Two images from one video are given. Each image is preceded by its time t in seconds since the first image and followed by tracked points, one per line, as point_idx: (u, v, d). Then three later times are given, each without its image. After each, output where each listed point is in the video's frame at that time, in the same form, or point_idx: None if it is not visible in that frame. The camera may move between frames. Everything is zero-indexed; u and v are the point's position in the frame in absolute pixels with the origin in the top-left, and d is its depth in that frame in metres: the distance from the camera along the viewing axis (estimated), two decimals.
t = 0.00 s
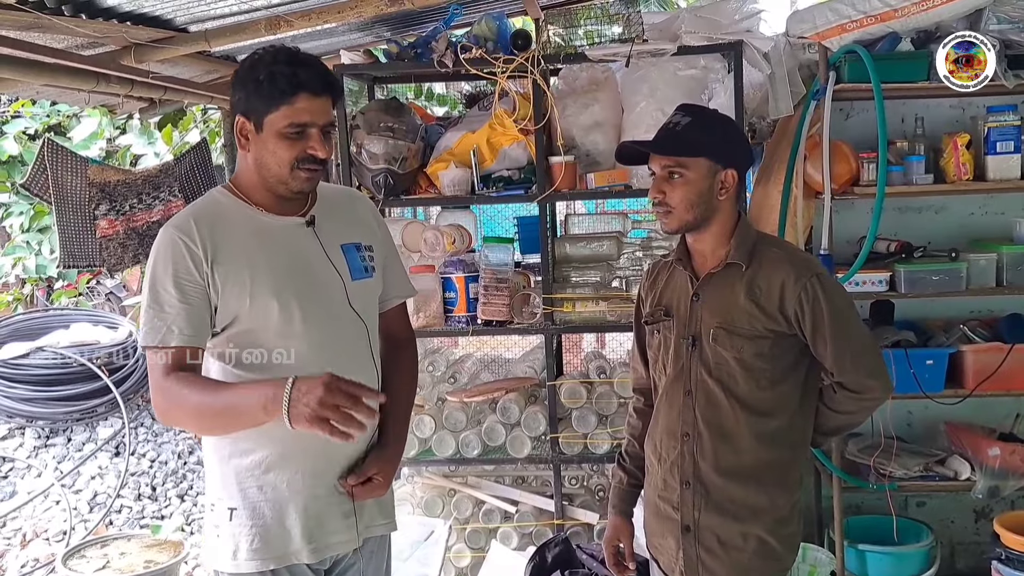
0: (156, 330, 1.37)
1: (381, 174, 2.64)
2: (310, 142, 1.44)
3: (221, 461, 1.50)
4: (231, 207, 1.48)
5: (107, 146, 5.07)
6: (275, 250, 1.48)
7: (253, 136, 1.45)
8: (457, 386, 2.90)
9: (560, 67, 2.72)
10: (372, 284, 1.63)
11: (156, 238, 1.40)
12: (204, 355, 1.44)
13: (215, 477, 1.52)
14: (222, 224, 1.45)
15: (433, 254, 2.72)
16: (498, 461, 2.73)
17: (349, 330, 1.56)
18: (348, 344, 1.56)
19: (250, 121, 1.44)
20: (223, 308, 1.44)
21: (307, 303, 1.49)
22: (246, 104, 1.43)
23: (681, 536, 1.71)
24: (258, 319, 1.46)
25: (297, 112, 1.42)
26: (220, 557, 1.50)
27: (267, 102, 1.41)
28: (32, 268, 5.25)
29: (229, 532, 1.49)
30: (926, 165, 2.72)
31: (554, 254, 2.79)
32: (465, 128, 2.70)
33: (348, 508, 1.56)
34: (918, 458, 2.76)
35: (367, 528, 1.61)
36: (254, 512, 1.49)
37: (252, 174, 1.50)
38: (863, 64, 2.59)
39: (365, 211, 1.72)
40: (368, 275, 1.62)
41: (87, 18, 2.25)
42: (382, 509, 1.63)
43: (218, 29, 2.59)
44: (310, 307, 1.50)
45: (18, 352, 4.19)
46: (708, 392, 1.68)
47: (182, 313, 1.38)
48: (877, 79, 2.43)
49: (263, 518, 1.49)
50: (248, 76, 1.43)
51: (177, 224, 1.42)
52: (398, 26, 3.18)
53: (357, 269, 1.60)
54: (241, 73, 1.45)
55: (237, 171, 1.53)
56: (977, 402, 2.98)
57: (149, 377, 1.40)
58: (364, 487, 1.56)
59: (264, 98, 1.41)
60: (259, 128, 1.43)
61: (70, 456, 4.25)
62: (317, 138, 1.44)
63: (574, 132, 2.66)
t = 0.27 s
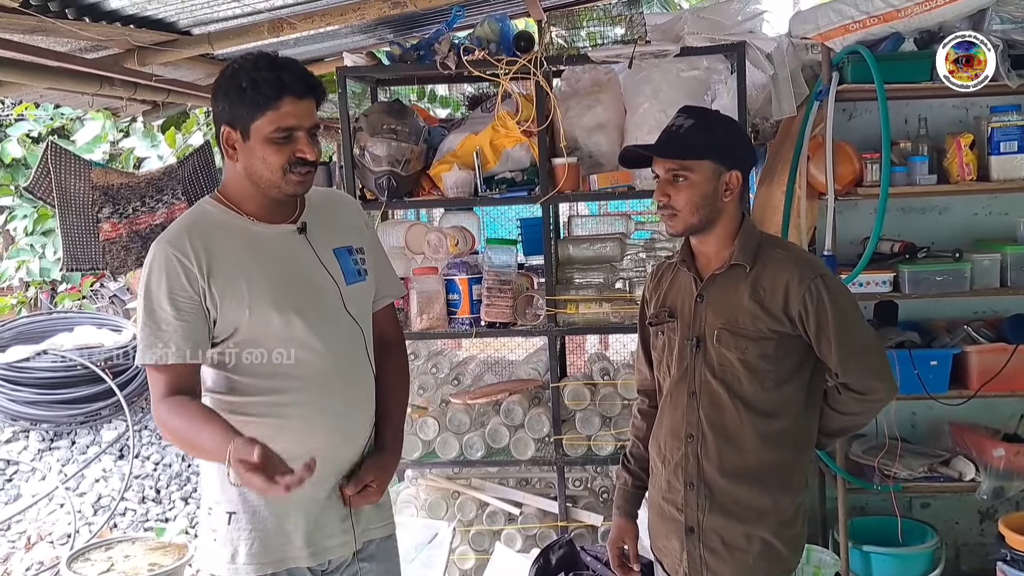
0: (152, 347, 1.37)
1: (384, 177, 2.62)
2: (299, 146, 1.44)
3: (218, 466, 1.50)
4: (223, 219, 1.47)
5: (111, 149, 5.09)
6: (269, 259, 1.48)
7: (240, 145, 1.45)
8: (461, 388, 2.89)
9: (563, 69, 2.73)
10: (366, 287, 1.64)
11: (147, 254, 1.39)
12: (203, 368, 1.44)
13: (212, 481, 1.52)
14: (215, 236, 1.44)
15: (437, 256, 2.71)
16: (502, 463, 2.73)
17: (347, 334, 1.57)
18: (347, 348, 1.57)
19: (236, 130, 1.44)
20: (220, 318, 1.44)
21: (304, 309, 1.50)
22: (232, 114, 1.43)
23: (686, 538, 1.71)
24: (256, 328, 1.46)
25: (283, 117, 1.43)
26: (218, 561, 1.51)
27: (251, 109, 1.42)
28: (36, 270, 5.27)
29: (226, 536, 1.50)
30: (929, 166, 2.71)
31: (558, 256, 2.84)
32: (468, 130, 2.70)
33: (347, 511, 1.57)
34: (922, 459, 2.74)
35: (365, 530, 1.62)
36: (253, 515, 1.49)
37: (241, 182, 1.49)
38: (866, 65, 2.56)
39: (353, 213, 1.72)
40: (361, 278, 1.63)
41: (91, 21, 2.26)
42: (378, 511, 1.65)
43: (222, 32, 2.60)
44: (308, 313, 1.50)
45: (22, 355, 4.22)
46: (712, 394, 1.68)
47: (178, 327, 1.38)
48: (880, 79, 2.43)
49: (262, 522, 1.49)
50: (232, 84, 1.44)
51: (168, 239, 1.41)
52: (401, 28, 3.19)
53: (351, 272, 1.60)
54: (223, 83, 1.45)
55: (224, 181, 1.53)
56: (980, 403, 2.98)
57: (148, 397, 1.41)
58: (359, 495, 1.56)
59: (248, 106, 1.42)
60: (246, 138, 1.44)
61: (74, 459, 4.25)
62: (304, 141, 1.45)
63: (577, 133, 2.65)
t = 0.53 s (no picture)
0: (151, 350, 1.38)
1: (385, 177, 2.62)
2: (300, 149, 1.44)
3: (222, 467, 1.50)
4: (223, 221, 1.47)
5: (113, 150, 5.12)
6: (269, 262, 1.48)
7: (242, 146, 1.45)
8: (462, 388, 2.89)
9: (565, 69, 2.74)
10: (367, 289, 1.64)
11: (146, 257, 1.39)
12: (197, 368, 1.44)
13: (213, 484, 1.52)
14: (214, 239, 1.44)
15: (438, 256, 2.71)
16: (504, 463, 2.73)
17: (349, 335, 1.57)
18: (348, 349, 1.57)
19: (237, 131, 1.44)
20: (221, 321, 1.44)
21: (305, 311, 1.50)
22: (232, 116, 1.44)
23: (687, 537, 1.71)
24: (258, 329, 1.46)
25: (284, 119, 1.42)
26: (220, 563, 1.51)
27: (252, 112, 1.42)
28: (38, 271, 5.28)
29: (228, 537, 1.50)
30: (931, 165, 2.71)
31: (559, 256, 2.84)
32: (470, 130, 2.69)
33: (348, 512, 1.58)
34: (924, 460, 2.74)
35: (365, 533, 1.61)
36: (254, 518, 1.49)
37: (242, 183, 1.49)
38: (868, 65, 2.57)
39: (353, 214, 1.72)
40: (362, 280, 1.63)
41: (93, 22, 2.26)
42: (381, 512, 1.64)
43: (223, 32, 2.61)
44: (309, 315, 1.50)
45: (24, 356, 4.23)
46: (714, 393, 1.68)
47: (178, 331, 1.38)
48: (883, 79, 2.42)
49: (263, 524, 1.50)
50: (233, 85, 1.43)
51: (167, 242, 1.41)
52: (403, 28, 3.20)
53: (352, 274, 1.60)
54: (224, 83, 1.45)
55: (224, 182, 1.53)
56: (982, 403, 2.98)
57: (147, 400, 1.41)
58: (363, 493, 1.57)
59: (250, 109, 1.42)
60: (248, 139, 1.44)
61: (76, 460, 4.25)
62: (305, 143, 1.45)
63: (578, 133, 2.65)
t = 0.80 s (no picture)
0: (164, 350, 1.37)
1: (387, 179, 2.62)
2: (315, 150, 1.44)
3: (234, 467, 1.50)
4: (237, 221, 1.47)
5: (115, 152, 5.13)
6: (283, 262, 1.48)
7: (256, 147, 1.46)
8: (464, 390, 2.89)
9: (565, 70, 2.71)
10: (379, 291, 1.64)
11: (162, 255, 1.39)
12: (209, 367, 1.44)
13: (226, 482, 1.52)
14: (228, 239, 1.44)
15: (440, 258, 2.72)
16: (505, 465, 2.73)
17: (359, 337, 1.57)
18: (359, 351, 1.57)
19: (252, 132, 1.45)
20: (234, 321, 1.44)
21: (318, 312, 1.50)
22: (249, 116, 1.44)
23: (690, 539, 1.71)
24: (269, 329, 1.46)
25: (299, 121, 1.42)
26: (231, 564, 1.51)
27: (269, 112, 1.42)
28: (39, 273, 5.29)
29: (240, 539, 1.50)
30: (933, 167, 2.71)
31: (561, 258, 2.81)
32: (472, 132, 2.69)
33: (360, 515, 1.57)
34: (925, 461, 2.74)
35: (373, 536, 1.60)
36: (267, 519, 1.49)
37: (255, 185, 1.50)
38: (870, 66, 2.58)
39: (367, 216, 1.72)
40: (375, 282, 1.63)
41: (95, 24, 2.27)
42: (388, 515, 1.63)
43: (225, 34, 2.61)
44: (321, 317, 1.50)
45: (23, 358, 4.19)
46: (717, 395, 1.68)
47: (192, 330, 1.38)
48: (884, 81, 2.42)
49: (276, 525, 1.49)
50: (249, 86, 1.44)
51: (182, 240, 1.41)
52: (404, 30, 3.20)
53: (365, 276, 1.60)
54: (239, 84, 1.45)
55: (238, 182, 1.54)
56: (984, 404, 2.97)
57: (151, 398, 1.40)
58: (373, 493, 1.57)
59: (267, 109, 1.42)
60: (262, 139, 1.44)
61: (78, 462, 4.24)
62: (321, 145, 1.45)
63: (580, 135, 2.65)
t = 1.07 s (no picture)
0: (175, 348, 1.38)
1: (389, 180, 2.62)
2: (325, 148, 1.44)
3: (243, 468, 1.50)
4: (246, 221, 1.47)
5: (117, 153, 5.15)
6: (292, 262, 1.49)
7: (266, 146, 1.45)
8: (467, 390, 2.90)
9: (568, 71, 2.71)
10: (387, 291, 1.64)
11: (172, 254, 1.40)
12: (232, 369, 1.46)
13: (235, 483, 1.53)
14: (238, 238, 1.45)
15: (443, 259, 2.71)
16: (508, 466, 2.73)
17: (368, 337, 1.57)
18: (368, 351, 1.57)
19: (263, 131, 1.44)
20: (244, 320, 1.45)
21: (327, 312, 1.50)
22: (257, 115, 1.44)
23: (693, 539, 1.71)
24: (278, 329, 1.46)
25: (310, 118, 1.43)
26: (241, 565, 1.51)
27: (279, 111, 1.41)
28: (42, 274, 5.30)
29: (250, 539, 1.50)
30: (935, 167, 2.71)
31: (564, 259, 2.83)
32: (474, 132, 2.69)
33: (370, 515, 1.57)
34: (928, 461, 2.74)
35: (381, 537, 1.60)
36: (278, 520, 1.50)
37: (265, 184, 1.50)
38: (871, 66, 2.59)
39: (375, 217, 1.73)
40: (383, 282, 1.63)
41: (98, 25, 2.28)
42: (396, 516, 1.63)
43: (228, 35, 2.61)
44: (330, 316, 1.50)
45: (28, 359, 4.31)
46: (719, 394, 1.68)
47: (203, 329, 1.39)
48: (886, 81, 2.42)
49: (286, 526, 1.50)
50: (257, 85, 1.43)
51: (192, 239, 1.42)
52: (406, 31, 3.21)
53: (373, 276, 1.61)
54: (248, 84, 1.45)
55: (247, 182, 1.54)
56: (988, 404, 2.97)
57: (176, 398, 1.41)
58: (380, 500, 1.56)
59: (278, 108, 1.41)
60: (273, 138, 1.44)
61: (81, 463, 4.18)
62: (331, 143, 1.45)
63: (582, 136, 2.65)
